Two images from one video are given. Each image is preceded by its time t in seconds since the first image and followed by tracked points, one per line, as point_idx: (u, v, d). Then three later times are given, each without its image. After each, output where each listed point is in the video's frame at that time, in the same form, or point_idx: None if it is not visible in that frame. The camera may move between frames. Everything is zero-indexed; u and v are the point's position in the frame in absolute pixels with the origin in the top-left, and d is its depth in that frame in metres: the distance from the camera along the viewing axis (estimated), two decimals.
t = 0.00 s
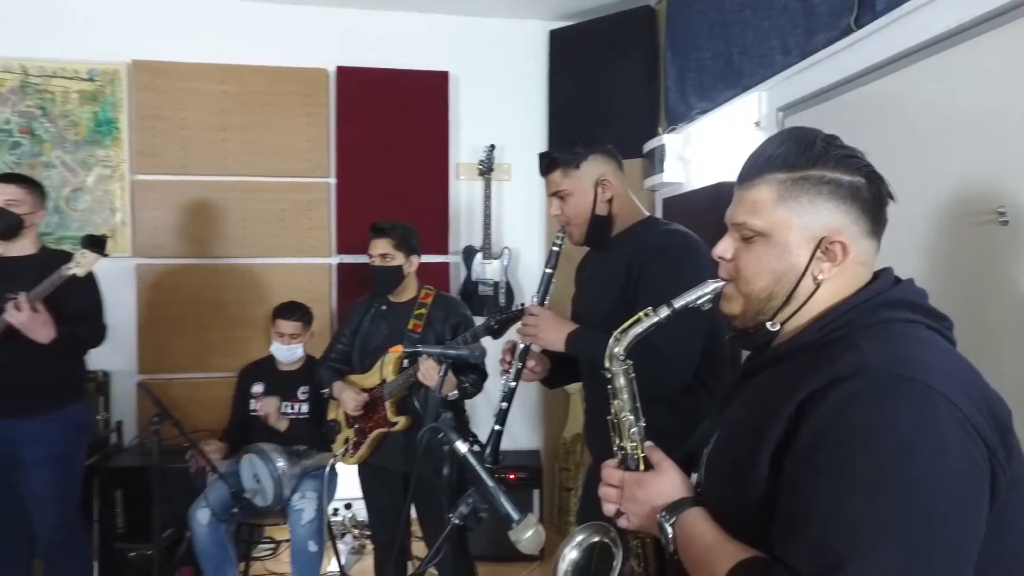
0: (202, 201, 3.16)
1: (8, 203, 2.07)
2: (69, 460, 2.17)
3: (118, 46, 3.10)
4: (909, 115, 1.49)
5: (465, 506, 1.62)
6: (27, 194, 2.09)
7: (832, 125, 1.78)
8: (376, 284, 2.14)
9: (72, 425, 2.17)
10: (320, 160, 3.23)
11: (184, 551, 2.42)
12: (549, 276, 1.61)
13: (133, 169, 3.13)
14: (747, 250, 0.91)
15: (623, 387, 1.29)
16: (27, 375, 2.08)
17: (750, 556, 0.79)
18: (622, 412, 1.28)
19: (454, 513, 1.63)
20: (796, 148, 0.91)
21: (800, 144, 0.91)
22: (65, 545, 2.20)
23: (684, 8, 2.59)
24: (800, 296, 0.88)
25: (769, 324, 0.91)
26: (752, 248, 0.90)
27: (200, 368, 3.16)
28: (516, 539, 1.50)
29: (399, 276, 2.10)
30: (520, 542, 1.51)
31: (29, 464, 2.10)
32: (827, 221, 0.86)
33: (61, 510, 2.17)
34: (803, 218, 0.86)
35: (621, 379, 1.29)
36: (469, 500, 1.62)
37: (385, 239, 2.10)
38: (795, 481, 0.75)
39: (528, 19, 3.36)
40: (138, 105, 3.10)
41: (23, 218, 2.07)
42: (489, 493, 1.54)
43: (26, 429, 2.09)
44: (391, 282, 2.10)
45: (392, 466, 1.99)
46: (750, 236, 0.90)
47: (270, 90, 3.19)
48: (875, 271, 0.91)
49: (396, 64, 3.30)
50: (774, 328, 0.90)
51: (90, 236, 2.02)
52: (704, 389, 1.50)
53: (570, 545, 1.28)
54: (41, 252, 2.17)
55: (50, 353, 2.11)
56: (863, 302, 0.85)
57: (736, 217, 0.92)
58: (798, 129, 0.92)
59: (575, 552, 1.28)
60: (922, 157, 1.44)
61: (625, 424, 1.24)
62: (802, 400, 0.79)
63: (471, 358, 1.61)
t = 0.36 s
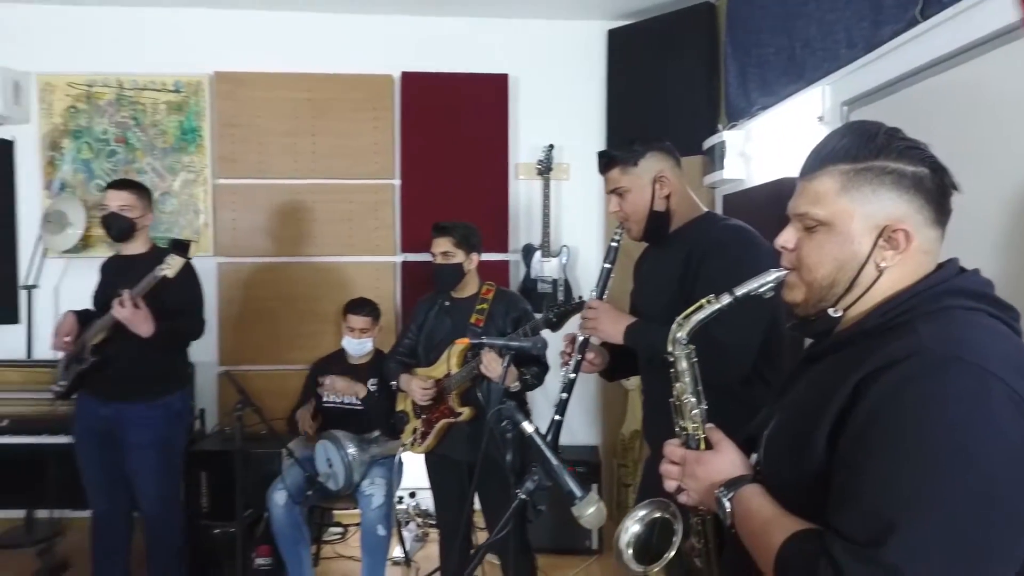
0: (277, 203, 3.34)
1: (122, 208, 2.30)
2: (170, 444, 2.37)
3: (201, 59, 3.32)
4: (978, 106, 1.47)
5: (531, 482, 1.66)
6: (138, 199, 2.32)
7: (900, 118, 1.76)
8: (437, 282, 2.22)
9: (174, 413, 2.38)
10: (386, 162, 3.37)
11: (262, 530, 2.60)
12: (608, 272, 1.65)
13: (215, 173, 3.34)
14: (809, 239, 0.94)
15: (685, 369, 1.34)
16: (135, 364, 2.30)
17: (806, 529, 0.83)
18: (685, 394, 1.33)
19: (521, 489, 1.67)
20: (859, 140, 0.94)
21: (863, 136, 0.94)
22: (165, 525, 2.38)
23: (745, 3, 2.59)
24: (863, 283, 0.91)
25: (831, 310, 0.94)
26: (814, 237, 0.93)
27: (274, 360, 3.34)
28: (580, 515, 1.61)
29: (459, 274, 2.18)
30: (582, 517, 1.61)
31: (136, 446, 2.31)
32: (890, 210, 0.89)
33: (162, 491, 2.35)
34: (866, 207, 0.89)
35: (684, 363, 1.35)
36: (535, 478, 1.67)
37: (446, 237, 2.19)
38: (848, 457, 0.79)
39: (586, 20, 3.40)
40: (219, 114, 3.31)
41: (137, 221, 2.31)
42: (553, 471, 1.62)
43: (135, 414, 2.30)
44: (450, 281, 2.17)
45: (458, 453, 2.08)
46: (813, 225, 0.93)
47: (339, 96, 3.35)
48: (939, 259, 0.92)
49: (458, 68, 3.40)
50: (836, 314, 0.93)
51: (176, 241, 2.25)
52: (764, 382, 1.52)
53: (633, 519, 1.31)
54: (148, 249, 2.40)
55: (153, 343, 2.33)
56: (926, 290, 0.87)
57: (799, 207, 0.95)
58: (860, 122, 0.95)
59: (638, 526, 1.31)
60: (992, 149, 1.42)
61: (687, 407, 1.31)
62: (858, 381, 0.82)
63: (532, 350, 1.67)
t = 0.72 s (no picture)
0: (342, 204, 3.47)
1: (208, 205, 2.46)
2: (245, 432, 2.49)
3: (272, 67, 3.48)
4: None
5: (595, 468, 1.70)
6: (223, 199, 2.48)
7: (974, 107, 1.70)
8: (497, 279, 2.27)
9: (248, 403, 2.51)
10: (446, 163, 3.45)
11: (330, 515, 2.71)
12: (667, 268, 1.66)
13: (284, 176, 3.49)
14: (876, 230, 0.94)
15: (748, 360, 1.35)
16: (215, 358, 2.44)
17: (870, 517, 0.83)
18: (747, 384, 1.35)
19: (584, 475, 1.72)
20: (928, 129, 0.93)
21: (932, 125, 0.94)
22: (239, 509, 2.50)
23: None
24: (932, 272, 0.90)
25: (898, 300, 0.94)
26: (882, 227, 0.93)
27: (339, 355, 3.47)
28: (642, 501, 1.57)
29: (517, 271, 2.22)
30: (645, 503, 1.58)
31: (214, 433, 2.44)
32: (961, 198, 0.88)
33: (237, 476, 2.48)
34: (935, 195, 0.88)
35: (746, 353, 1.36)
36: (598, 463, 1.71)
37: (506, 234, 2.23)
38: (912, 444, 0.79)
39: (645, 17, 3.39)
40: (288, 119, 3.46)
41: (219, 219, 2.46)
42: (616, 457, 1.60)
43: (213, 402, 2.43)
44: (510, 276, 2.22)
45: (517, 446, 2.12)
46: (879, 215, 0.93)
47: (401, 99, 3.45)
48: (1015, 246, 0.90)
49: (516, 68, 3.45)
50: (904, 304, 0.93)
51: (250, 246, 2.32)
52: (830, 377, 1.49)
53: (696, 506, 1.31)
54: (226, 249, 2.54)
55: (231, 337, 2.47)
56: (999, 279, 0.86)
57: (865, 197, 0.95)
58: (930, 111, 0.94)
59: (700, 513, 1.32)
60: None
61: (749, 396, 1.32)
62: (924, 371, 0.82)
63: (593, 344, 1.63)
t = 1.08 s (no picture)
0: (402, 202, 3.54)
1: (271, 209, 2.56)
2: (305, 419, 2.58)
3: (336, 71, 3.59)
4: None
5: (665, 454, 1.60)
6: (285, 202, 2.58)
7: None
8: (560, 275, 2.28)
9: (306, 391, 2.59)
10: (504, 160, 3.48)
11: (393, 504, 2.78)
12: (736, 258, 1.64)
13: (347, 175, 3.59)
14: (959, 213, 0.90)
15: (823, 350, 1.37)
16: (278, 347, 2.54)
17: (958, 508, 0.81)
18: (821, 373, 1.37)
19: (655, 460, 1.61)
20: (1014, 108, 0.90)
21: (1018, 104, 0.90)
22: (301, 493, 2.59)
23: None
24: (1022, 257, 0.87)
25: (984, 286, 0.90)
26: (965, 211, 0.89)
27: (400, 350, 3.54)
28: (714, 488, 1.48)
29: (583, 269, 2.23)
30: (717, 490, 1.48)
31: (275, 420, 2.54)
32: None
33: (299, 461, 2.57)
34: None
35: (820, 343, 1.37)
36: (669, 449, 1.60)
37: (571, 234, 2.22)
38: (1002, 431, 0.77)
39: (705, 9, 3.33)
40: (351, 120, 3.56)
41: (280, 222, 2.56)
42: (688, 445, 1.51)
43: (275, 390, 2.53)
44: (577, 272, 2.22)
45: (576, 439, 2.12)
46: (962, 199, 0.90)
47: (459, 98, 3.50)
48: None
49: (574, 65, 3.45)
50: (990, 291, 0.90)
51: (323, 241, 2.31)
52: (908, 371, 1.45)
53: (768, 498, 1.32)
54: (282, 245, 2.63)
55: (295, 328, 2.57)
56: None
57: (947, 181, 0.92)
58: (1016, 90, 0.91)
59: (773, 504, 1.32)
60: None
61: (824, 386, 1.36)
62: (1014, 358, 0.80)
63: (658, 336, 1.64)
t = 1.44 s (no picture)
0: (456, 201, 3.59)
1: (318, 208, 2.64)
2: (352, 412, 2.62)
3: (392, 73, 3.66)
4: None
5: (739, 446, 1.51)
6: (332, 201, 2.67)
7: None
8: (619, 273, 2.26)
9: (354, 383, 2.63)
10: (556, 158, 3.49)
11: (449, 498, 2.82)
12: (805, 252, 1.61)
13: (402, 175, 3.66)
14: None
15: (898, 343, 1.35)
16: (329, 340, 2.60)
17: None
18: (898, 367, 1.35)
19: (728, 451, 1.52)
20: None
21: None
22: (352, 486, 2.63)
23: None
24: None
25: None
26: None
27: (454, 346, 3.59)
28: (790, 480, 1.40)
29: (648, 268, 2.21)
30: (793, 483, 1.40)
31: (325, 412, 2.59)
32: None
33: (348, 454, 2.60)
34: None
35: (895, 336, 1.35)
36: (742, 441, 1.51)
37: (638, 237, 2.20)
38: None
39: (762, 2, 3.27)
40: (406, 120, 3.63)
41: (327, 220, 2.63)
42: (762, 435, 1.43)
43: (323, 384, 2.59)
44: (639, 271, 2.21)
45: (636, 435, 2.12)
46: None
47: (512, 98, 3.52)
48: None
49: (627, 61, 3.43)
50: None
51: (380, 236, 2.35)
52: (989, 367, 1.39)
53: (846, 495, 1.34)
54: (328, 244, 2.69)
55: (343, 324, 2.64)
56: None
57: None
58: None
59: (851, 501, 1.35)
60: None
61: (900, 380, 1.34)
62: None
63: (721, 331, 1.57)
